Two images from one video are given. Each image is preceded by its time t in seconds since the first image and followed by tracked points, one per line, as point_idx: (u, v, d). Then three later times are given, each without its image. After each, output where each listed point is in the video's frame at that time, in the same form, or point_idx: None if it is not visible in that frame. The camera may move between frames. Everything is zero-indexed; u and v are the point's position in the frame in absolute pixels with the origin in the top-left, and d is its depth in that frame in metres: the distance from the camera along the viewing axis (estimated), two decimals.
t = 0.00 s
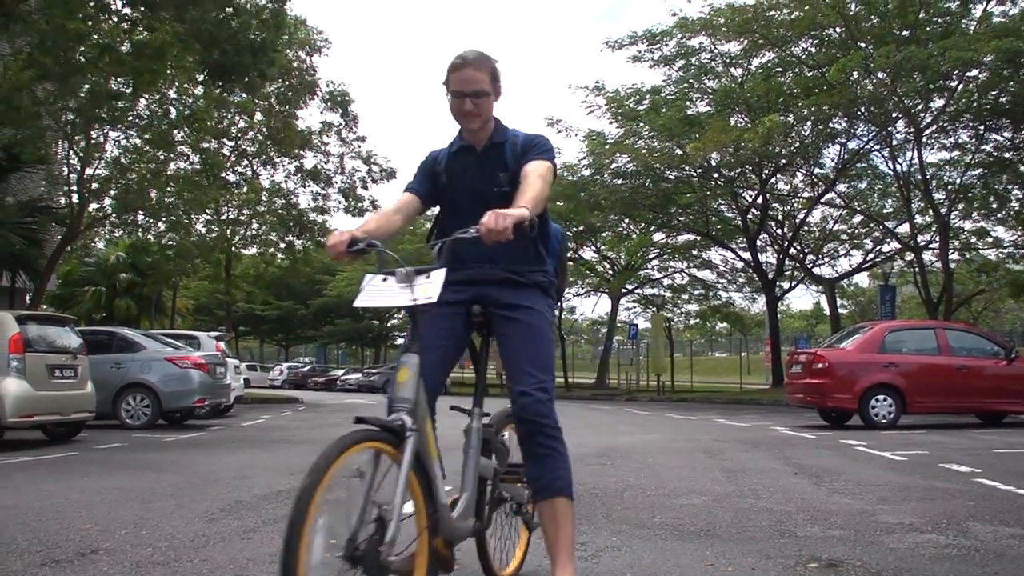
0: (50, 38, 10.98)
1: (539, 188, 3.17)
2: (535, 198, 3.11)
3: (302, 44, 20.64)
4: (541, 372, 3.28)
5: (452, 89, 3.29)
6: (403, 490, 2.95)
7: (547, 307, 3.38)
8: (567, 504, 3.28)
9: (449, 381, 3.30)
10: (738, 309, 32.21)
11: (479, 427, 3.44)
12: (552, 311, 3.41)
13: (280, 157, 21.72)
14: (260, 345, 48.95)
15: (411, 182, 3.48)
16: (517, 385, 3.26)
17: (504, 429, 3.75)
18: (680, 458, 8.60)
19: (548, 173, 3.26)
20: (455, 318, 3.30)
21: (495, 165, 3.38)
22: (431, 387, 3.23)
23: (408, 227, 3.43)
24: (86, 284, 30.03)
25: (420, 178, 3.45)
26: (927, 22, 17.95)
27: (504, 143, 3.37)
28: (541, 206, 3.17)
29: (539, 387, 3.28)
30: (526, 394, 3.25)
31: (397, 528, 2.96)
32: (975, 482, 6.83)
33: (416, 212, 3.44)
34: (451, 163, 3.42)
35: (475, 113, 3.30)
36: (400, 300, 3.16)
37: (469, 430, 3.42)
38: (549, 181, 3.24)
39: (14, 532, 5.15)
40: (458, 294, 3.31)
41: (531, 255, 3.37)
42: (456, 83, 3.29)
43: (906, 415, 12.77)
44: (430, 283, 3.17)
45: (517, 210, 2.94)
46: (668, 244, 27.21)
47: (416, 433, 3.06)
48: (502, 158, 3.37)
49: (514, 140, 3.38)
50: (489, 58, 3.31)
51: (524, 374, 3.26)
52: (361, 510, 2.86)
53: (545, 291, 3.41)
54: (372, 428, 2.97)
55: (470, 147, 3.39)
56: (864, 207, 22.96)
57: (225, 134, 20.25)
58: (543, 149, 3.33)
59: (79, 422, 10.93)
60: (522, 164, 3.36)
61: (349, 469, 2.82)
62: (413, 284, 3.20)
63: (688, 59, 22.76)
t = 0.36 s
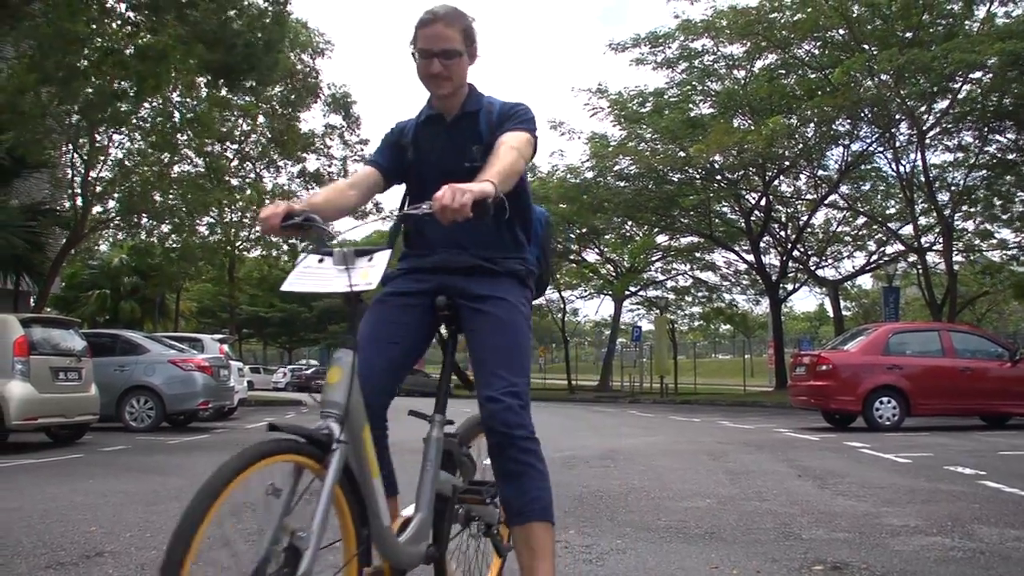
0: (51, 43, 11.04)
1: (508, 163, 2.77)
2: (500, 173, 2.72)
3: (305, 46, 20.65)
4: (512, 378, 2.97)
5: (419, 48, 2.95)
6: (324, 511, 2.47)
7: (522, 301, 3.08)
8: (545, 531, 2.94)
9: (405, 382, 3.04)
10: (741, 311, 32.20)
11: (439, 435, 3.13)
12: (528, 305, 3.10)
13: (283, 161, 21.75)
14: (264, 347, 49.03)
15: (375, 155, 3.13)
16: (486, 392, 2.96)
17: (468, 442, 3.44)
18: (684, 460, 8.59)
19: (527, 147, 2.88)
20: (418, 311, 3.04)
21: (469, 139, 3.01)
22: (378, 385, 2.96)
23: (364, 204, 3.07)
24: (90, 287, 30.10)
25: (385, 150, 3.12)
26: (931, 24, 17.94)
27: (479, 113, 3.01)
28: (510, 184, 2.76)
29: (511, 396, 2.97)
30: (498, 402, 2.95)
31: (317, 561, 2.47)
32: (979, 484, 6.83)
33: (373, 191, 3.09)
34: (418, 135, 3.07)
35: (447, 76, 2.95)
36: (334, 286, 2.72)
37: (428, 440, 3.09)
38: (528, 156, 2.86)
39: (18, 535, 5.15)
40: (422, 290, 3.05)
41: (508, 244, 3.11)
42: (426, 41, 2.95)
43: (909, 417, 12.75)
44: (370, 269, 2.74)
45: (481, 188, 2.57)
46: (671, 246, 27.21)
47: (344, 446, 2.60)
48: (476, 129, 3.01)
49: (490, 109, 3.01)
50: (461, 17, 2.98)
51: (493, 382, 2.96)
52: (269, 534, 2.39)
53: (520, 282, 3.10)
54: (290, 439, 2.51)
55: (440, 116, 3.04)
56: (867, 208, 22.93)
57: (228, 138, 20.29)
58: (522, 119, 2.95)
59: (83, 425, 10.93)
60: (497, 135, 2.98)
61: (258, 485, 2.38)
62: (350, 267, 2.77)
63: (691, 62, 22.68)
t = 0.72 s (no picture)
0: (58, 48, 11.08)
1: (527, 149, 2.57)
2: (515, 164, 2.52)
3: (311, 51, 20.68)
4: (510, 396, 2.71)
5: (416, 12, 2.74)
6: (274, 543, 2.28)
7: (523, 304, 2.83)
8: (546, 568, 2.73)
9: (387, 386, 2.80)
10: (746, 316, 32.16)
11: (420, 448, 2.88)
12: (530, 307, 2.86)
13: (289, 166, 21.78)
14: (268, 352, 49.09)
15: (364, 130, 2.90)
16: (480, 409, 2.68)
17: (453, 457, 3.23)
18: (690, 465, 8.58)
19: (541, 133, 2.66)
20: (406, 307, 2.80)
21: (470, 116, 2.79)
22: (351, 385, 2.69)
23: (349, 183, 2.85)
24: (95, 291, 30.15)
25: (376, 125, 2.90)
26: (936, 29, 17.91)
27: (483, 88, 2.80)
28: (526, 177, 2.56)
29: (508, 415, 2.70)
30: (494, 421, 2.68)
31: None
32: (986, 490, 6.81)
33: (360, 169, 2.86)
34: (413, 110, 2.86)
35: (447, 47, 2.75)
36: (309, 280, 2.50)
37: (409, 452, 2.87)
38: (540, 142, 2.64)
39: (25, 540, 5.16)
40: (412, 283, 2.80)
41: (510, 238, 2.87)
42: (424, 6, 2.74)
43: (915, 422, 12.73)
44: (349, 263, 2.54)
45: (484, 180, 2.36)
46: (676, 251, 27.20)
47: (303, 466, 2.39)
48: (479, 106, 2.79)
49: (495, 84, 2.78)
50: None
51: (487, 398, 2.69)
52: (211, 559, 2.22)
53: (521, 281, 2.86)
54: (245, 453, 2.31)
55: (438, 90, 2.82)
56: (872, 213, 22.90)
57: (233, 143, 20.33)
58: (532, 98, 2.73)
59: (89, 430, 10.94)
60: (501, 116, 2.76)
61: (203, 507, 2.19)
62: (327, 258, 2.56)
63: (695, 67, 22.69)
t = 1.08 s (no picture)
0: (69, 63, 11.19)
1: (599, 184, 2.48)
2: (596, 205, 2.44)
3: (317, 66, 20.76)
4: (538, 417, 2.61)
5: None
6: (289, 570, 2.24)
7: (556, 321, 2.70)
8: None
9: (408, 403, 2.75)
10: (753, 329, 32.08)
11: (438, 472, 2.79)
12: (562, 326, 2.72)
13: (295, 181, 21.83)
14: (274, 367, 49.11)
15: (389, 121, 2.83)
16: (505, 428, 2.60)
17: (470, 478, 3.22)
18: (697, 481, 8.54)
19: (594, 149, 2.53)
20: (429, 319, 2.72)
21: (501, 113, 2.63)
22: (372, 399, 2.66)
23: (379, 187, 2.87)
24: (101, 306, 30.20)
25: (403, 113, 2.80)
26: (939, 42, 17.93)
27: (518, 82, 2.63)
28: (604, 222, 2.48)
29: (536, 441, 2.59)
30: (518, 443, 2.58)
31: None
32: (997, 506, 6.77)
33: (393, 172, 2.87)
34: (440, 97, 2.70)
35: (480, 38, 2.61)
36: (338, 301, 2.45)
37: (426, 475, 2.77)
38: (586, 158, 2.52)
39: (31, 557, 5.16)
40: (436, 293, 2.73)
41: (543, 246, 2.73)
42: None
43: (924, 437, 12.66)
44: (382, 287, 2.47)
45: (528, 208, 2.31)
46: (682, 264, 27.17)
47: (322, 494, 2.37)
48: (514, 102, 2.63)
49: (532, 80, 2.61)
50: None
51: (511, 425, 2.60)
52: None
53: (553, 292, 2.73)
54: (262, 479, 2.30)
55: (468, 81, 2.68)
56: (878, 226, 22.85)
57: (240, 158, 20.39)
58: (570, 98, 2.56)
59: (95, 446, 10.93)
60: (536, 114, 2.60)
61: (217, 533, 2.20)
62: (360, 279, 2.49)
63: (700, 81, 22.72)
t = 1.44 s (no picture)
0: (92, 101, 11.47)
1: (647, 215, 2.42)
2: (648, 239, 2.38)
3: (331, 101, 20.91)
4: (575, 469, 2.57)
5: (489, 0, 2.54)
6: None
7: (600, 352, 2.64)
8: None
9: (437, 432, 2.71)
10: (768, 361, 31.89)
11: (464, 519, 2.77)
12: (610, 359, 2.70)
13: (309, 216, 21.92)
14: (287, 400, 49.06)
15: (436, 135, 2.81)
16: (540, 482, 2.57)
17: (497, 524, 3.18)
18: (714, 517, 8.48)
19: (647, 179, 2.46)
20: (461, 346, 2.67)
21: (552, 123, 2.59)
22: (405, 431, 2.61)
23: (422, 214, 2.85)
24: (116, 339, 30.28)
25: (451, 123, 2.77)
26: (950, 72, 17.93)
27: (570, 94, 2.59)
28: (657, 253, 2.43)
29: (573, 493, 2.57)
30: (558, 501, 2.56)
31: None
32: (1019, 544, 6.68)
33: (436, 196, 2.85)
34: (491, 107, 2.67)
35: (529, 48, 2.58)
36: (365, 351, 2.39)
37: (450, 522, 2.76)
38: (637, 186, 2.46)
39: None
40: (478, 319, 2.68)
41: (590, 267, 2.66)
42: None
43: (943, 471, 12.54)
44: (408, 336, 2.42)
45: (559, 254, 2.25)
46: (696, 296, 27.09)
47: (347, 547, 2.34)
48: (564, 117, 2.58)
49: (584, 91, 2.57)
50: None
51: (547, 475, 2.57)
52: None
53: (597, 323, 2.66)
54: (283, 532, 2.29)
55: (519, 90, 2.65)
56: (893, 256, 22.74)
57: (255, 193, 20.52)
58: (623, 111, 2.51)
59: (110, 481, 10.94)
60: (586, 125, 2.54)
61: None
62: (387, 328, 2.44)
63: (712, 112, 22.77)
